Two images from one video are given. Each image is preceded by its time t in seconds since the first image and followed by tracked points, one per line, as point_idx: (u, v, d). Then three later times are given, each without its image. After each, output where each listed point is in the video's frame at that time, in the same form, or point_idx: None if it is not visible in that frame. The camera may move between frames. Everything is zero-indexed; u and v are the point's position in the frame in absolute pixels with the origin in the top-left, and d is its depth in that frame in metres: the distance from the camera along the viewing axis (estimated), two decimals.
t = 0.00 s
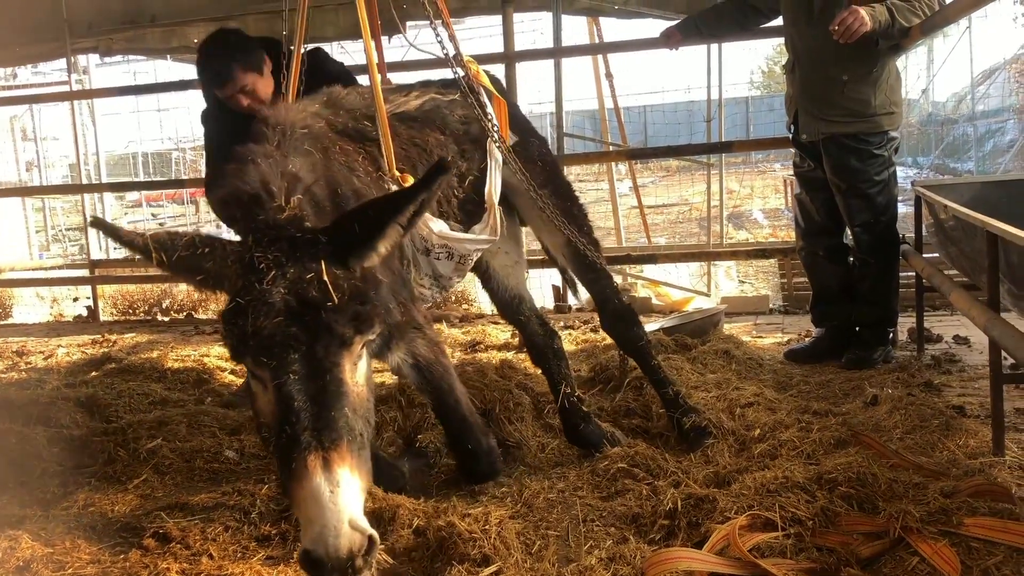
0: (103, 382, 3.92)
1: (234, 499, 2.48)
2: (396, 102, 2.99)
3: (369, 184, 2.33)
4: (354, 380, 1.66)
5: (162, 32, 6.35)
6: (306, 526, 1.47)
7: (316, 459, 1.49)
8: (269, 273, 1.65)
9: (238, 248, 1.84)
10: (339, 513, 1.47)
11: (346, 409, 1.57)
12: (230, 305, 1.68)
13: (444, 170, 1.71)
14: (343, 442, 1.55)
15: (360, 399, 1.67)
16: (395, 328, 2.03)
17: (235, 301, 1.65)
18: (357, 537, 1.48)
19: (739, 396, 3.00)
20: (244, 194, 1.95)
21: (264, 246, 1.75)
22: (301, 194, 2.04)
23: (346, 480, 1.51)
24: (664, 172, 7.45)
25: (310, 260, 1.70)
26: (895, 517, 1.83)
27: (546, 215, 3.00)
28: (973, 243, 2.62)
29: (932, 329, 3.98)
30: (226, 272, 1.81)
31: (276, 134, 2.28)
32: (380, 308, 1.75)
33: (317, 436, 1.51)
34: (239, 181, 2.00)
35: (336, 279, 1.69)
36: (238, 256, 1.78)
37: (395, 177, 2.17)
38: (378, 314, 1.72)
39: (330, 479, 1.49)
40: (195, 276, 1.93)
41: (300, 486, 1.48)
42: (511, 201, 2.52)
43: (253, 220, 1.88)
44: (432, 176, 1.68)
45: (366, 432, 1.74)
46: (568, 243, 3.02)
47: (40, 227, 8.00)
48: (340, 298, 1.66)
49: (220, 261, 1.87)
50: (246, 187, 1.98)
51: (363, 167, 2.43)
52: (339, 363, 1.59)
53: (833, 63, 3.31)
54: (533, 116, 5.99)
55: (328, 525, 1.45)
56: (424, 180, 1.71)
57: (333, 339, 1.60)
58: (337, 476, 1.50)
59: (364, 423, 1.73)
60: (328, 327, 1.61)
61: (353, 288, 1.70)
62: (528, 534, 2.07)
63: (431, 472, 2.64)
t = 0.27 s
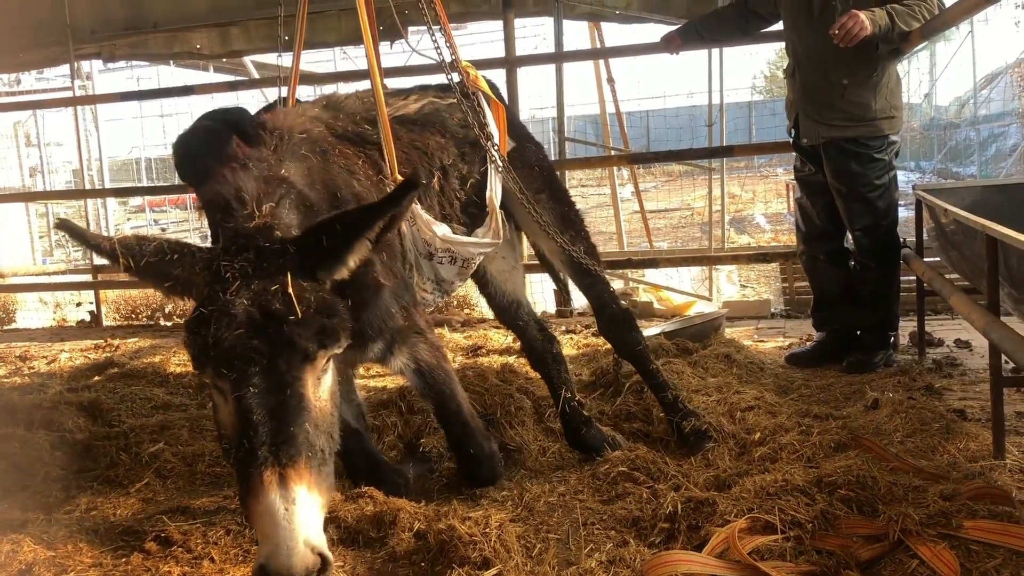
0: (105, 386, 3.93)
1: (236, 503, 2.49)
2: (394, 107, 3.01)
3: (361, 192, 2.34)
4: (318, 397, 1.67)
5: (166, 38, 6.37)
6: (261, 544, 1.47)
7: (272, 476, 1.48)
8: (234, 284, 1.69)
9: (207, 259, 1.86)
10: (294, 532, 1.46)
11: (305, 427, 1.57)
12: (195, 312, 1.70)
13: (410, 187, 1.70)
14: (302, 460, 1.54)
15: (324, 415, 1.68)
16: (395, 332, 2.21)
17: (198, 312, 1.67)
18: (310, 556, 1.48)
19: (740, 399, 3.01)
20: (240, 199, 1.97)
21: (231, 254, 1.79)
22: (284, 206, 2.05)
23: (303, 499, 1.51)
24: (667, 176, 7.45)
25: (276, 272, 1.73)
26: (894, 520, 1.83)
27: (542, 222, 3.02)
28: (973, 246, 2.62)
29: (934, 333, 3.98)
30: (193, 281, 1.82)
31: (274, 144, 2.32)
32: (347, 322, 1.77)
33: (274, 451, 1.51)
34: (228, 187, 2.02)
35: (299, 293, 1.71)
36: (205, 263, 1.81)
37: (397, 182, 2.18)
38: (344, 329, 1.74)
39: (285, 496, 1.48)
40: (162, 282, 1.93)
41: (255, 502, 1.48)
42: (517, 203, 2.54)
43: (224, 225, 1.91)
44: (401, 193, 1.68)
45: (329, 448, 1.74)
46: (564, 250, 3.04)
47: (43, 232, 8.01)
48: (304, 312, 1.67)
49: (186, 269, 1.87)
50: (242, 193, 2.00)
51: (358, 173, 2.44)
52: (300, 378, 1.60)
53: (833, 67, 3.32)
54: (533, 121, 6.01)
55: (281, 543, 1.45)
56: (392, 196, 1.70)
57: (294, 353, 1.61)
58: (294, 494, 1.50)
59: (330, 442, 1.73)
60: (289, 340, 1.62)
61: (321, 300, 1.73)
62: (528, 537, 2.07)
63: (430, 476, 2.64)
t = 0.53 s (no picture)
0: (112, 386, 3.95)
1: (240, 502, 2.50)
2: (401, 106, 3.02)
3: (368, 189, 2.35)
4: (296, 382, 1.67)
5: (173, 40, 6.40)
6: (230, 529, 1.46)
7: (241, 460, 1.47)
8: (218, 263, 1.69)
9: (198, 236, 1.85)
10: (258, 518, 1.44)
11: (281, 410, 1.57)
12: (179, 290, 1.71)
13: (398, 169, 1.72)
14: (275, 446, 1.53)
15: (302, 400, 1.68)
16: (417, 330, 2.27)
17: (182, 291, 1.68)
18: (277, 545, 1.46)
19: (745, 400, 3.00)
20: (247, 196, 1.99)
21: (218, 236, 1.80)
22: (283, 199, 2.05)
23: (273, 486, 1.49)
24: (673, 178, 7.45)
25: (261, 252, 1.74)
26: (899, 521, 1.82)
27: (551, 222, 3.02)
28: (980, 247, 2.62)
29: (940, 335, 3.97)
30: (184, 257, 1.81)
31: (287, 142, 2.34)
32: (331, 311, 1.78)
33: (245, 434, 1.50)
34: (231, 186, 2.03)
35: (282, 276, 1.70)
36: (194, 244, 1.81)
37: (418, 181, 2.09)
38: (328, 316, 1.74)
39: (254, 480, 1.47)
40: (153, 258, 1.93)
41: (226, 486, 1.48)
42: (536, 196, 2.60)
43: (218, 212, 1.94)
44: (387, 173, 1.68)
45: (310, 434, 1.73)
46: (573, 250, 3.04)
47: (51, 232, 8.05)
48: (285, 295, 1.67)
49: (177, 246, 1.88)
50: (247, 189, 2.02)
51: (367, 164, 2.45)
52: (278, 362, 1.60)
53: (840, 69, 3.31)
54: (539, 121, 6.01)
55: (246, 529, 1.43)
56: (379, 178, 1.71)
57: (273, 335, 1.60)
58: (264, 480, 1.48)
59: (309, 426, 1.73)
60: (266, 322, 1.61)
61: (306, 284, 1.74)
62: (533, 536, 2.07)
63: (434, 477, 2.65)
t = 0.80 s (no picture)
0: (119, 385, 3.98)
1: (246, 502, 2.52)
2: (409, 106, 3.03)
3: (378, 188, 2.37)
4: (305, 368, 1.67)
5: (182, 40, 6.42)
6: (240, 513, 1.47)
7: (251, 445, 1.48)
8: (225, 252, 1.72)
9: (207, 231, 1.88)
10: (269, 502, 1.45)
11: (290, 396, 1.57)
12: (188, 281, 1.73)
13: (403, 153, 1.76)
14: (283, 431, 1.53)
15: (312, 386, 1.68)
16: (433, 328, 2.26)
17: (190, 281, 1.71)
18: (287, 528, 1.47)
19: (750, 401, 3.00)
20: (258, 194, 2.01)
21: (227, 228, 1.83)
22: (290, 196, 2.06)
23: (282, 471, 1.49)
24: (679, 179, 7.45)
25: (269, 241, 1.75)
26: (903, 522, 1.82)
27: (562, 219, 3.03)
28: (985, 248, 2.61)
29: (947, 336, 3.96)
30: (192, 250, 1.83)
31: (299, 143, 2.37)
32: (337, 294, 1.79)
33: (254, 419, 1.51)
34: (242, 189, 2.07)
35: (288, 263, 1.71)
36: (202, 236, 1.83)
37: (431, 180, 2.19)
38: (334, 302, 1.76)
39: (263, 465, 1.47)
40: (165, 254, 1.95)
41: (236, 471, 1.49)
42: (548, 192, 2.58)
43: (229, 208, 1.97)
44: (390, 159, 1.74)
45: (320, 420, 1.74)
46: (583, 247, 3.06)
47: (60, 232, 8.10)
48: (290, 279, 1.68)
49: (186, 240, 1.90)
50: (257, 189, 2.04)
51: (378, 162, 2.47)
52: (287, 348, 1.61)
53: (846, 69, 3.31)
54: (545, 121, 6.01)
55: (255, 513, 1.44)
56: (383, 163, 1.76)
57: (280, 321, 1.62)
58: (273, 465, 1.49)
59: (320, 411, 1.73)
60: (273, 307, 1.62)
61: (312, 271, 1.75)
62: (537, 537, 2.08)
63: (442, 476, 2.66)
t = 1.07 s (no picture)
0: (124, 384, 3.99)
1: (249, 500, 2.53)
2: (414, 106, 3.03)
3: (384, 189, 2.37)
4: (320, 374, 1.67)
5: (186, 40, 6.42)
6: (262, 521, 1.48)
7: (269, 452, 1.49)
8: (235, 264, 1.72)
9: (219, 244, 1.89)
10: (291, 507, 1.45)
11: (305, 402, 1.58)
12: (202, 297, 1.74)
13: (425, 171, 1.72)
14: (300, 438, 1.54)
15: (327, 392, 1.68)
16: (431, 327, 2.27)
17: (202, 297, 1.71)
18: (309, 532, 1.47)
19: (754, 399, 2.99)
20: (264, 203, 2.01)
21: (236, 241, 1.84)
22: (295, 200, 2.06)
23: (302, 476, 1.50)
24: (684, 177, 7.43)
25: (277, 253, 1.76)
26: (906, 520, 1.82)
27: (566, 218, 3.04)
28: (990, 246, 2.60)
29: (952, 334, 3.94)
30: (204, 265, 1.83)
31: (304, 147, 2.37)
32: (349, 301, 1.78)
33: (272, 427, 1.51)
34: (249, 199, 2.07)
35: (299, 273, 1.72)
36: (214, 248, 1.86)
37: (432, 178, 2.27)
38: (345, 310, 1.75)
39: (283, 470, 1.48)
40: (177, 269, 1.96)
41: (257, 479, 1.49)
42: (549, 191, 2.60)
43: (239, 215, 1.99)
44: (414, 177, 1.70)
45: (336, 426, 1.74)
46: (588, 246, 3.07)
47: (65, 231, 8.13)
48: (301, 289, 1.68)
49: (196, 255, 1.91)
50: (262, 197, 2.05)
51: (385, 168, 2.46)
52: (300, 355, 1.61)
53: (851, 66, 3.29)
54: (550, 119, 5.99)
55: (278, 518, 1.44)
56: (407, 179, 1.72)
57: (294, 330, 1.62)
58: (293, 471, 1.49)
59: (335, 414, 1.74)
60: (286, 317, 1.62)
61: (323, 280, 1.74)
62: (540, 534, 2.08)
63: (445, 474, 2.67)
